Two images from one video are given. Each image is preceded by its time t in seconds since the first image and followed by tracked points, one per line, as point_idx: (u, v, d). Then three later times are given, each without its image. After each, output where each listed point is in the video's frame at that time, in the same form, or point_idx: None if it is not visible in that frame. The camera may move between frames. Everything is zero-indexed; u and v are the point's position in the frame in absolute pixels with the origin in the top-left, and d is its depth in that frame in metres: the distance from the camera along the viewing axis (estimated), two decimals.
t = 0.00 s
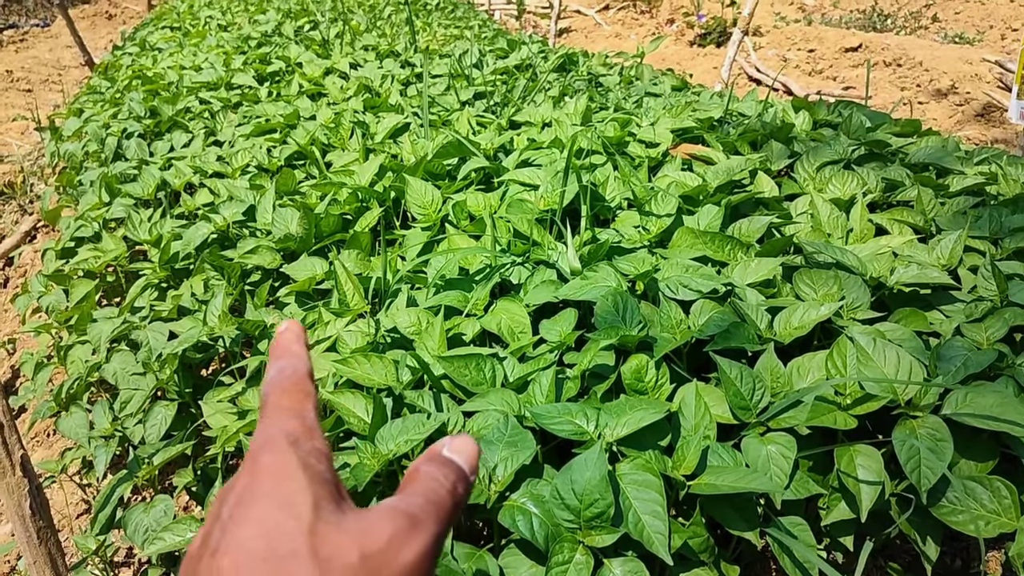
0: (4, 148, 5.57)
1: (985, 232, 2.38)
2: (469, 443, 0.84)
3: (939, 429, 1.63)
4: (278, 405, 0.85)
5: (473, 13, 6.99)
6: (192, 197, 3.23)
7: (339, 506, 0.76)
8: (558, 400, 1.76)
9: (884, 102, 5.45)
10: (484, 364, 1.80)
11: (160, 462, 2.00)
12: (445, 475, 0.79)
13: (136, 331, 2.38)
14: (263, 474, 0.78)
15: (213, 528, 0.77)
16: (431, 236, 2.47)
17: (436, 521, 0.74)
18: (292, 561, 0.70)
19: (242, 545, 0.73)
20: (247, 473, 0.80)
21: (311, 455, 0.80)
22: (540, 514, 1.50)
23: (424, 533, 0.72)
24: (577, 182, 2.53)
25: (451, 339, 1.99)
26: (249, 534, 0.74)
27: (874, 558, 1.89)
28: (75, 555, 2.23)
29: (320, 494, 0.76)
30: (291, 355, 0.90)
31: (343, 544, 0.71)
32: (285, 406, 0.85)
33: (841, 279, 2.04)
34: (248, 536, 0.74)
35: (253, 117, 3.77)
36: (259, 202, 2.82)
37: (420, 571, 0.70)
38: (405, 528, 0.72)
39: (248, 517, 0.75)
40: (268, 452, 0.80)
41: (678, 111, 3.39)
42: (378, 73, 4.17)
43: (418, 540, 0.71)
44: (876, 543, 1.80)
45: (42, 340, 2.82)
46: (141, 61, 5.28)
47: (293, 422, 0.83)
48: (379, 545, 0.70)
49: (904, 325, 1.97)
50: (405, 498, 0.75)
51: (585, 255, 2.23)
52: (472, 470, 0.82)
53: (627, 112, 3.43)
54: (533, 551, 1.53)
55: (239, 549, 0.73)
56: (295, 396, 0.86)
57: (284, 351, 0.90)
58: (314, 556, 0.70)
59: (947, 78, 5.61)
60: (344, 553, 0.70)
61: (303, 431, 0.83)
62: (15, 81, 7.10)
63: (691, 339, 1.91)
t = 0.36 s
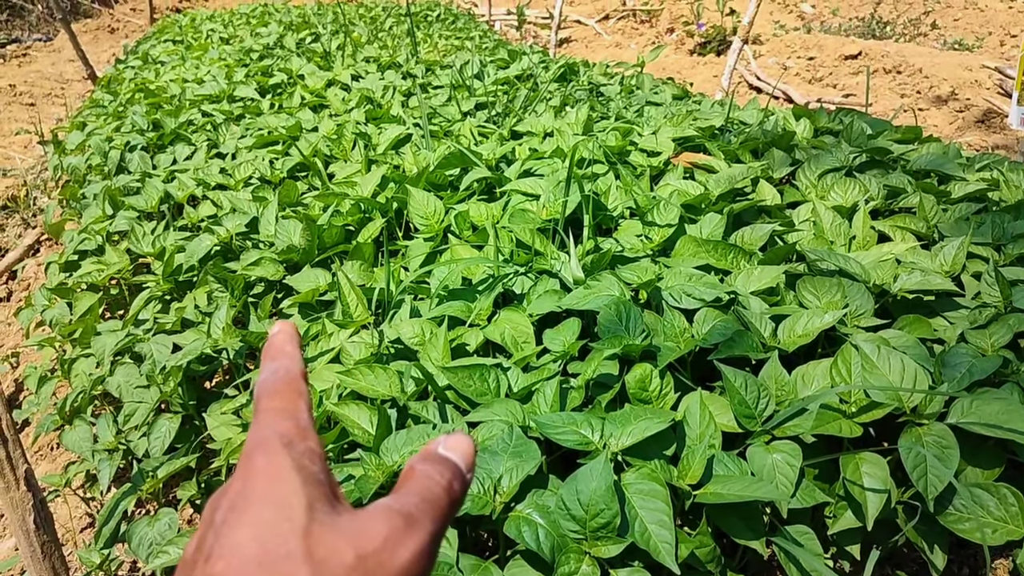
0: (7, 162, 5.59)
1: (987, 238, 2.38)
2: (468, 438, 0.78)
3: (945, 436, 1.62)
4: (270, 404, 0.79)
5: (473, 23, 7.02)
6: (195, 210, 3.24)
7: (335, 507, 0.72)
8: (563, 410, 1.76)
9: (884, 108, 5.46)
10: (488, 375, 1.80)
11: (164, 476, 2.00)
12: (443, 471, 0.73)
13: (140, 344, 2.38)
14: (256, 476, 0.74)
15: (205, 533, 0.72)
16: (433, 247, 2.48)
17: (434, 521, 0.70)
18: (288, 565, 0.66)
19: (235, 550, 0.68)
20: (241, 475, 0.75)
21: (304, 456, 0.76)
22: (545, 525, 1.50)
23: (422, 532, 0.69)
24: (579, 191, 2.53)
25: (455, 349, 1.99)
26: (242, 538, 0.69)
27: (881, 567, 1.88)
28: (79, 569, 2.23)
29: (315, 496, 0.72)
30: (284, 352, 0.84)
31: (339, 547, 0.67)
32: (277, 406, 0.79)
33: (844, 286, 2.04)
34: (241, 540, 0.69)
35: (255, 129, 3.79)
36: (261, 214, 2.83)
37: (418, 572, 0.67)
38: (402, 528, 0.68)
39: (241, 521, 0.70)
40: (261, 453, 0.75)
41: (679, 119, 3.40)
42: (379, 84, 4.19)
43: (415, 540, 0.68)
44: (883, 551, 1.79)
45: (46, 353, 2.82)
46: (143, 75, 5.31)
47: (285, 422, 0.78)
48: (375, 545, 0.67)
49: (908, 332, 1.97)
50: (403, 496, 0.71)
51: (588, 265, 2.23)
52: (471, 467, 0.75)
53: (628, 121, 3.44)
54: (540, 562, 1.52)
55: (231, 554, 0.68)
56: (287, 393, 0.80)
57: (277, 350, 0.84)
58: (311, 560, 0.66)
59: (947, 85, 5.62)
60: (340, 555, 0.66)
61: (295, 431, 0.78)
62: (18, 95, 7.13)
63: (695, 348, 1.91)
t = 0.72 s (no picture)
0: (9, 161, 5.59)
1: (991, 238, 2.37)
2: (486, 379, 0.78)
3: (948, 437, 1.62)
4: (281, 344, 0.80)
5: (475, 22, 7.02)
6: (196, 209, 3.23)
7: (347, 455, 0.73)
8: (565, 411, 1.76)
9: (887, 108, 5.45)
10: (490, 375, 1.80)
11: (166, 476, 2.00)
12: (461, 417, 0.74)
13: (142, 344, 2.37)
14: (266, 422, 0.75)
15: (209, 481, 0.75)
16: (435, 247, 2.48)
17: (451, 469, 0.71)
18: (298, 515, 0.68)
19: (241, 501, 0.70)
20: (250, 419, 0.76)
21: (314, 400, 0.76)
22: (548, 526, 1.49)
23: (437, 482, 0.70)
24: (581, 191, 2.52)
25: (457, 349, 1.99)
26: (249, 487, 0.70)
27: (884, 568, 1.88)
28: (80, 569, 2.23)
29: (327, 444, 0.73)
30: (294, 288, 0.84)
31: (351, 497, 0.68)
32: (289, 345, 0.80)
33: (847, 287, 2.03)
34: (248, 488, 0.70)
35: (257, 129, 3.79)
36: (263, 213, 2.83)
37: (433, 523, 0.68)
38: (418, 478, 0.69)
39: (248, 469, 0.72)
40: (269, 397, 0.76)
41: (681, 119, 3.39)
42: (381, 84, 4.19)
43: (431, 490, 0.69)
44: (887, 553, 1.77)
45: (47, 353, 2.82)
46: (145, 74, 5.31)
47: (296, 364, 0.78)
48: (388, 499, 0.68)
49: (911, 332, 1.96)
50: (418, 445, 0.71)
51: (590, 265, 2.23)
52: (490, 410, 0.76)
53: (631, 121, 3.44)
54: (542, 563, 1.52)
55: (240, 504, 0.70)
56: (299, 332, 0.81)
57: (289, 284, 0.85)
58: (321, 511, 0.68)
59: (950, 85, 5.60)
60: (353, 507, 0.68)
61: (306, 373, 0.78)
62: (20, 95, 7.13)
63: (698, 348, 1.90)
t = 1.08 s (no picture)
0: (11, 164, 5.61)
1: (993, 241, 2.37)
2: (564, 292, 0.73)
3: (952, 441, 1.61)
4: (330, 253, 0.73)
5: (477, 25, 7.02)
6: (198, 212, 3.23)
7: (401, 386, 0.69)
8: (568, 414, 1.76)
9: (889, 111, 5.44)
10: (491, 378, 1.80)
11: (168, 479, 2.00)
12: (533, 338, 0.68)
13: (143, 347, 2.37)
14: (314, 352, 0.71)
15: (255, 412, 0.73)
16: (437, 249, 2.48)
17: (517, 405, 0.67)
18: (348, 461, 0.66)
19: (287, 441, 0.68)
20: (299, 343, 0.72)
21: (365, 323, 0.70)
22: (550, 530, 1.48)
23: (499, 422, 0.66)
24: (583, 194, 2.52)
25: (459, 352, 1.99)
26: (298, 426, 0.69)
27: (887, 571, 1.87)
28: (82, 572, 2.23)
29: (379, 375, 0.69)
30: (347, 179, 0.75)
31: (405, 442, 0.66)
32: (339, 254, 0.72)
33: (851, 289, 2.03)
34: (296, 428, 0.69)
35: (259, 132, 3.79)
36: (265, 216, 2.83)
37: (494, 466, 0.67)
38: (480, 418, 0.66)
39: (294, 406, 0.70)
40: (317, 320, 0.71)
41: (683, 122, 3.39)
42: (383, 87, 4.19)
43: (492, 432, 0.66)
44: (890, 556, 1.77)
45: (49, 356, 2.82)
46: (147, 77, 5.32)
47: (347, 279, 0.72)
48: (447, 442, 0.66)
49: (915, 335, 1.95)
50: (481, 376, 0.68)
51: (592, 267, 2.23)
52: (566, 326, 0.71)
53: (632, 123, 3.43)
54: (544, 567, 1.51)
55: (290, 442, 0.68)
56: (351, 239, 0.73)
57: (341, 173, 0.76)
58: (372, 455, 0.66)
59: (952, 87, 5.59)
60: (406, 453, 0.66)
61: (356, 291, 0.71)
62: (22, 98, 7.14)
63: (700, 351, 1.89)
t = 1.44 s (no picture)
0: (11, 167, 5.62)
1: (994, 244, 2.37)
2: (556, 335, 0.71)
3: (953, 443, 1.61)
4: (332, 290, 0.71)
5: (477, 28, 7.03)
6: (198, 215, 3.23)
7: (401, 421, 0.67)
8: (568, 416, 1.75)
9: (889, 113, 5.44)
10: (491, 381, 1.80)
11: (167, 482, 2.00)
12: (527, 377, 0.66)
13: (143, 349, 2.37)
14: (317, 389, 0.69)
15: (260, 446, 0.71)
16: (437, 252, 2.48)
17: (514, 440, 0.64)
18: (348, 493, 0.64)
19: (289, 476, 0.66)
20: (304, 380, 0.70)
21: (367, 359, 0.69)
22: (550, 532, 1.48)
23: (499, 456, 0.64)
24: (583, 196, 2.52)
25: (459, 355, 1.99)
26: (300, 459, 0.66)
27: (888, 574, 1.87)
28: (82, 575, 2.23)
29: (379, 410, 0.67)
30: (348, 226, 0.73)
31: (405, 474, 0.64)
32: (341, 292, 0.71)
33: (851, 292, 2.03)
34: (298, 463, 0.66)
35: (259, 134, 3.79)
36: (265, 219, 2.83)
37: (493, 501, 0.63)
38: (477, 452, 0.64)
39: (296, 440, 0.68)
40: (320, 356, 0.70)
41: (683, 125, 3.39)
42: (383, 90, 4.20)
43: (491, 465, 0.63)
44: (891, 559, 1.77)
45: (49, 358, 2.82)
46: (148, 80, 5.32)
47: (347, 316, 0.70)
48: (446, 475, 0.63)
49: (916, 337, 1.95)
50: (478, 411, 0.65)
51: (592, 270, 2.23)
52: (563, 365, 0.69)
53: (633, 125, 3.43)
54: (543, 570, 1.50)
55: (292, 474, 0.66)
56: (353, 279, 0.71)
57: (342, 222, 0.74)
58: (373, 487, 0.64)
59: (952, 89, 5.59)
60: (406, 485, 0.63)
61: (358, 328, 0.69)
62: (23, 101, 7.16)
63: (701, 353, 1.89)
